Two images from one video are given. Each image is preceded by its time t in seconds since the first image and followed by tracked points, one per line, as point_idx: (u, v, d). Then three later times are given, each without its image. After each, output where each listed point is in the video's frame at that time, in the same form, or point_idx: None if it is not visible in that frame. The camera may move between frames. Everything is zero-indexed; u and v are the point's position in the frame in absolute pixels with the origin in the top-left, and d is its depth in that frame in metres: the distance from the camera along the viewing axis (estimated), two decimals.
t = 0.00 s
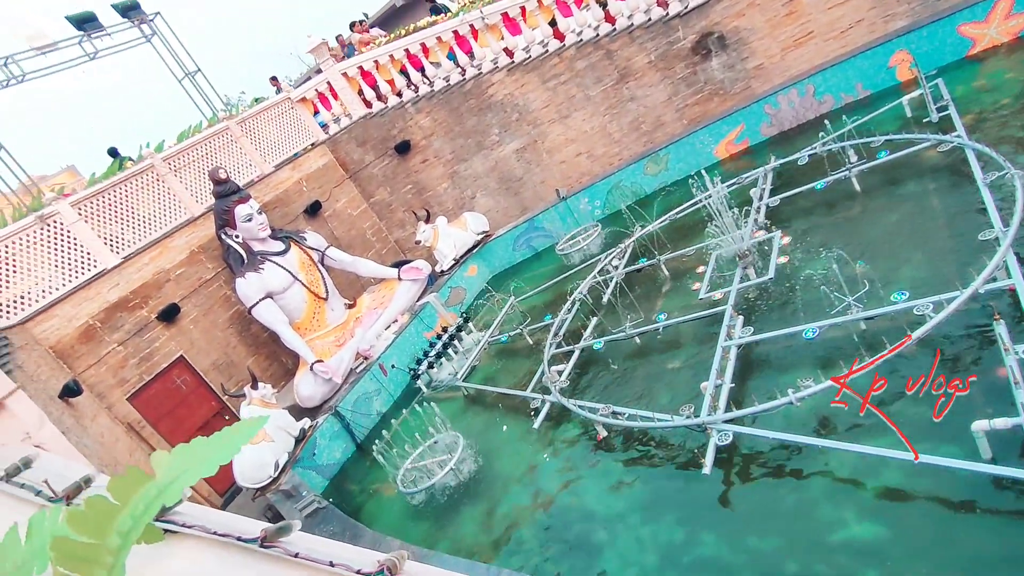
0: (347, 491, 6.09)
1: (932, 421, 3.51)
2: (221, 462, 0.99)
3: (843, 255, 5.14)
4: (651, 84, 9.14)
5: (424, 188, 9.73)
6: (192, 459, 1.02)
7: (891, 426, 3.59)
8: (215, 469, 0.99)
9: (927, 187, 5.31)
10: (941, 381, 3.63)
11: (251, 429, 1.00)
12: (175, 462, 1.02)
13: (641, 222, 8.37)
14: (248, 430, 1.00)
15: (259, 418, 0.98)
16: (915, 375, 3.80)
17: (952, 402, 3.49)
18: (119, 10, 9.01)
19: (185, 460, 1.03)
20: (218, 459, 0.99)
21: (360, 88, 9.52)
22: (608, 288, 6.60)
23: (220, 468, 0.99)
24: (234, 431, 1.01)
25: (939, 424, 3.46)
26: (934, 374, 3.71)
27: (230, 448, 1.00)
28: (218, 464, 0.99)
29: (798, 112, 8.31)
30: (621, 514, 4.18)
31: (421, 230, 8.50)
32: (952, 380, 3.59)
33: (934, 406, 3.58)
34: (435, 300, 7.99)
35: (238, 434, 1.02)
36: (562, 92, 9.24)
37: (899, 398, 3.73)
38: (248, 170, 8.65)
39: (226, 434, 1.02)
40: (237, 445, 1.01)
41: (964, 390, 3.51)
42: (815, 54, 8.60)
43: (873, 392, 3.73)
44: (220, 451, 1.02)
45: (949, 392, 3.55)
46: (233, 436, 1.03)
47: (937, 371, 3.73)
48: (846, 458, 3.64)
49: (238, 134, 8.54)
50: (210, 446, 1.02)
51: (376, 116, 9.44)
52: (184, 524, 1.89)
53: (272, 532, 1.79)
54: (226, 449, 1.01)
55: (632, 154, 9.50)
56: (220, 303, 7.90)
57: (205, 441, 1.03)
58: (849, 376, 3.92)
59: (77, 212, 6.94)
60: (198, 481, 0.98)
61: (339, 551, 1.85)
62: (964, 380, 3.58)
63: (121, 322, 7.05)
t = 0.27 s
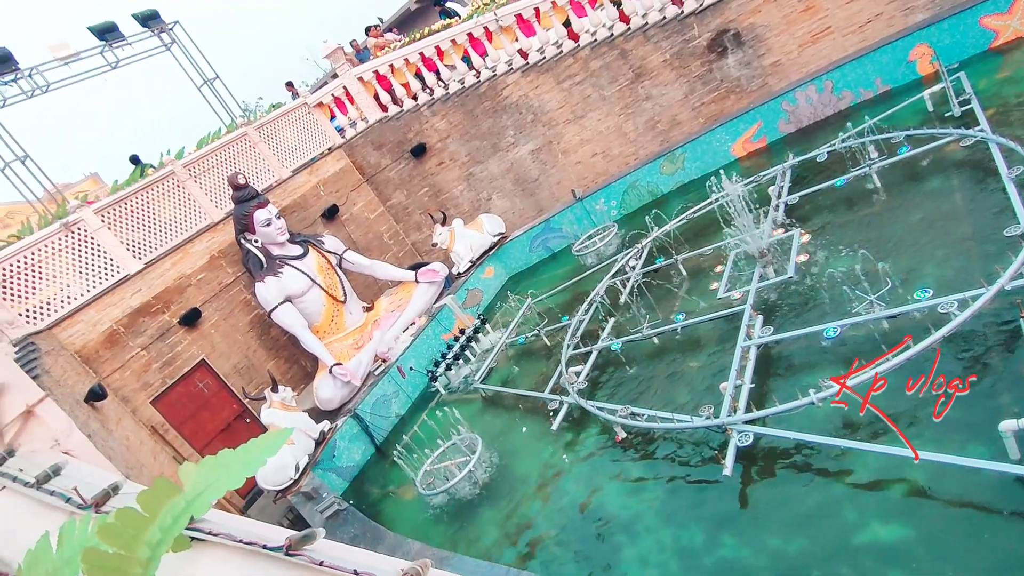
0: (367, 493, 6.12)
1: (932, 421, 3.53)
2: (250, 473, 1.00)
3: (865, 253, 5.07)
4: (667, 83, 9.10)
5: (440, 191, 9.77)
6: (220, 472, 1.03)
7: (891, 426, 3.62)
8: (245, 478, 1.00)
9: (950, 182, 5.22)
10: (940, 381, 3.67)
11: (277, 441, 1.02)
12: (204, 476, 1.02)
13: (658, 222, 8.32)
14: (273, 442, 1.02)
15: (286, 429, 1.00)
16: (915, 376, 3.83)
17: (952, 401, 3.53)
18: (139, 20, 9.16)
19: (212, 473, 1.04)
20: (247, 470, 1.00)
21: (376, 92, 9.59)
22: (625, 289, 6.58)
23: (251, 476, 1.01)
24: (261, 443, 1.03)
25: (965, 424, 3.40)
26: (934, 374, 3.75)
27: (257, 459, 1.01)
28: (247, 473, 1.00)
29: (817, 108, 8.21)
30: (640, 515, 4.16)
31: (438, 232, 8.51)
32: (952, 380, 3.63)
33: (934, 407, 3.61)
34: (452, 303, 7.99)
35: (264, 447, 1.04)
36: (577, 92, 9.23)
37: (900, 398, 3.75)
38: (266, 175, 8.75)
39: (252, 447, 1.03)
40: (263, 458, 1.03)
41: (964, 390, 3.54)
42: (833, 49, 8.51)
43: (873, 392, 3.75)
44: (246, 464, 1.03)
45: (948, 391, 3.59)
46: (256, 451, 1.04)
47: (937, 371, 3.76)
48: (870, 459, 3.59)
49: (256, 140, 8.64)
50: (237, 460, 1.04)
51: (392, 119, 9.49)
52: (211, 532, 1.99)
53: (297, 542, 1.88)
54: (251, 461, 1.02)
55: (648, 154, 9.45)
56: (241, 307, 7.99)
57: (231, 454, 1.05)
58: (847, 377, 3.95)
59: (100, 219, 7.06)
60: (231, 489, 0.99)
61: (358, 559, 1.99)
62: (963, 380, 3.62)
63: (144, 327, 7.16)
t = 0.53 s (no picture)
0: (386, 494, 6.15)
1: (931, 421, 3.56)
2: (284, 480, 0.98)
3: (886, 251, 5.00)
4: (683, 82, 9.05)
5: (456, 193, 9.79)
6: (253, 480, 1.01)
7: (915, 426, 3.56)
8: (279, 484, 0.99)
9: (973, 178, 5.13)
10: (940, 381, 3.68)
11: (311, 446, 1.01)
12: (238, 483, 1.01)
13: (675, 222, 8.27)
14: (306, 447, 1.02)
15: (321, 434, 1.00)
16: (914, 375, 3.85)
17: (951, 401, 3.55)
18: (159, 29, 9.31)
19: (247, 480, 1.03)
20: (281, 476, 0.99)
21: (392, 96, 9.65)
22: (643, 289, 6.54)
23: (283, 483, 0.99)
24: (295, 449, 1.02)
25: (993, 424, 3.34)
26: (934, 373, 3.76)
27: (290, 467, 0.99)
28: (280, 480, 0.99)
29: (836, 105, 8.11)
30: (660, 517, 4.13)
31: (455, 234, 8.52)
32: (952, 380, 3.65)
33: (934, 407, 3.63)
34: (469, 304, 7.98)
35: (297, 452, 1.03)
36: (592, 93, 9.22)
37: (914, 398, 3.72)
38: (284, 179, 8.84)
39: (286, 452, 1.02)
40: (296, 464, 1.02)
41: (964, 390, 3.57)
42: (852, 45, 8.42)
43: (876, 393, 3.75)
44: (279, 470, 1.02)
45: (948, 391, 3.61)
46: (290, 457, 1.03)
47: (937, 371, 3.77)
48: (895, 460, 3.53)
49: (274, 145, 8.73)
50: (271, 465, 1.03)
51: (408, 123, 9.55)
52: (241, 536, 2.07)
53: (323, 546, 1.95)
54: (283, 468, 1.01)
55: (665, 153, 9.40)
56: (260, 310, 8.07)
57: (264, 460, 1.04)
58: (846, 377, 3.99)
59: (123, 225, 7.18)
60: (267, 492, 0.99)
61: (383, 562, 2.04)
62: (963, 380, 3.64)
63: (166, 330, 7.26)
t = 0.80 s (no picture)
0: (405, 495, 6.17)
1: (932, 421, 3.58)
2: (320, 481, 0.96)
3: (909, 248, 4.92)
4: (699, 79, 8.99)
5: (472, 194, 9.81)
6: (290, 482, 1.00)
7: (940, 426, 3.51)
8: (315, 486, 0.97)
9: (998, 173, 5.04)
10: (939, 381, 3.70)
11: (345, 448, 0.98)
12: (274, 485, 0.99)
13: (693, 221, 8.22)
14: (341, 449, 0.99)
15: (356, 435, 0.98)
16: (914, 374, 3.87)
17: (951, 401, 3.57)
18: (179, 35, 9.44)
19: (283, 482, 1.01)
20: (317, 478, 0.97)
21: (408, 98, 9.70)
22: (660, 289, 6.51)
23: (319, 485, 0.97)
24: (327, 451, 0.99)
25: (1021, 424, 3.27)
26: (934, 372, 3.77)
27: (326, 468, 0.97)
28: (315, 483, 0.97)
29: (855, 101, 8.01)
30: (680, 519, 4.10)
31: (471, 236, 8.55)
32: (953, 380, 3.66)
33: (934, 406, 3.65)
34: (486, 305, 8.01)
35: (330, 454, 1.00)
36: (608, 92, 9.19)
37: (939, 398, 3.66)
38: (302, 182, 8.91)
39: (319, 454, 1.00)
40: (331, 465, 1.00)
41: (964, 390, 3.58)
42: (871, 40, 8.30)
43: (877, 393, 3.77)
44: (314, 473, 1.00)
45: (948, 392, 3.62)
46: (323, 459, 1.00)
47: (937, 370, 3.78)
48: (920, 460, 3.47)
49: (292, 148, 8.81)
50: (305, 468, 1.01)
51: (424, 124, 9.59)
52: (269, 537, 1.87)
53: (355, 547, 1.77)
54: (319, 469, 0.99)
55: (682, 152, 9.34)
56: (280, 312, 8.15)
57: (300, 463, 1.02)
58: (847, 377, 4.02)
59: (145, 229, 7.30)
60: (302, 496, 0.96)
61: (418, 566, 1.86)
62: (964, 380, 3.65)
63: (188, 333, 7.36)
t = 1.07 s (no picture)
0: (424, 494, 6.19)
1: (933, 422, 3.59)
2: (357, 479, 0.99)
3: (933, 245, 4.84)
4: (717, 76, 8.93)
5: (489, 194, 9.82)
6: (324, 480, 1.01)
7: (965, 426, 3.44)
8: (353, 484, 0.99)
9: None
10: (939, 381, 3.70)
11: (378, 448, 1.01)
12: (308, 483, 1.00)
13: (711, 219, 8.15)
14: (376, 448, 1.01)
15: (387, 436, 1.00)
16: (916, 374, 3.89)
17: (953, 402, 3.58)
18: (198, 40, 9.57)
19: (316, 482, 1.02)
20: (352, 477, 0.99)
21: (424, 99, 9.74)
22: (678, 288, 6.46)
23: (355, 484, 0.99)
24: (361, 450, 1.02)
25: None
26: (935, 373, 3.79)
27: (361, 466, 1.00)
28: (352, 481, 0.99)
29: (876, 96, 7.89)
30: (701, 518, 4.07)
31: (488, 235, 8.56)
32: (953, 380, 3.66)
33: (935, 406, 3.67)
34: (503, 305, 8.02)
35: (365, 454, 1.01)
36: (624, 90, 9.14)
37: (965, 397, 3.59)
38: (320, 184, 8.98)
39: (352, 453, 1.02)
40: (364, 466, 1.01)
41: (964, 390, 3.59)
42: (892, 34, 8.18)
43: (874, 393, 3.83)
44: (348, 472, 1.02)
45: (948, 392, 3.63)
46: (355, 459, 1.03)
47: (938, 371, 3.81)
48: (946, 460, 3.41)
49: (310, 150, 8.89)
50: (339, 468, 1.02)
51: (440, 125, 9.63)
52: (299, 536, 1.86)
53: (382, 548, 1.79)
54: (354, 467, 1.01)
55: (699, 150, 9.26)
56: (299, 313, 8.22)
57: (331, 462, 1.03)
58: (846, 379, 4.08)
59: (167, 232, 7.42)
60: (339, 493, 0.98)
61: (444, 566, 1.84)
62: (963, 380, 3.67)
63: (210, 333, 7.45)
